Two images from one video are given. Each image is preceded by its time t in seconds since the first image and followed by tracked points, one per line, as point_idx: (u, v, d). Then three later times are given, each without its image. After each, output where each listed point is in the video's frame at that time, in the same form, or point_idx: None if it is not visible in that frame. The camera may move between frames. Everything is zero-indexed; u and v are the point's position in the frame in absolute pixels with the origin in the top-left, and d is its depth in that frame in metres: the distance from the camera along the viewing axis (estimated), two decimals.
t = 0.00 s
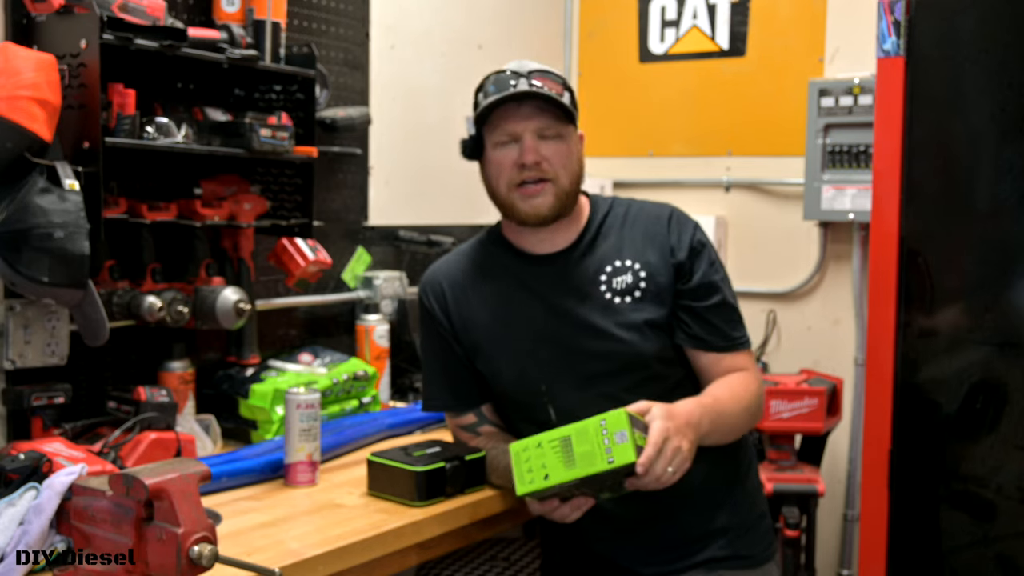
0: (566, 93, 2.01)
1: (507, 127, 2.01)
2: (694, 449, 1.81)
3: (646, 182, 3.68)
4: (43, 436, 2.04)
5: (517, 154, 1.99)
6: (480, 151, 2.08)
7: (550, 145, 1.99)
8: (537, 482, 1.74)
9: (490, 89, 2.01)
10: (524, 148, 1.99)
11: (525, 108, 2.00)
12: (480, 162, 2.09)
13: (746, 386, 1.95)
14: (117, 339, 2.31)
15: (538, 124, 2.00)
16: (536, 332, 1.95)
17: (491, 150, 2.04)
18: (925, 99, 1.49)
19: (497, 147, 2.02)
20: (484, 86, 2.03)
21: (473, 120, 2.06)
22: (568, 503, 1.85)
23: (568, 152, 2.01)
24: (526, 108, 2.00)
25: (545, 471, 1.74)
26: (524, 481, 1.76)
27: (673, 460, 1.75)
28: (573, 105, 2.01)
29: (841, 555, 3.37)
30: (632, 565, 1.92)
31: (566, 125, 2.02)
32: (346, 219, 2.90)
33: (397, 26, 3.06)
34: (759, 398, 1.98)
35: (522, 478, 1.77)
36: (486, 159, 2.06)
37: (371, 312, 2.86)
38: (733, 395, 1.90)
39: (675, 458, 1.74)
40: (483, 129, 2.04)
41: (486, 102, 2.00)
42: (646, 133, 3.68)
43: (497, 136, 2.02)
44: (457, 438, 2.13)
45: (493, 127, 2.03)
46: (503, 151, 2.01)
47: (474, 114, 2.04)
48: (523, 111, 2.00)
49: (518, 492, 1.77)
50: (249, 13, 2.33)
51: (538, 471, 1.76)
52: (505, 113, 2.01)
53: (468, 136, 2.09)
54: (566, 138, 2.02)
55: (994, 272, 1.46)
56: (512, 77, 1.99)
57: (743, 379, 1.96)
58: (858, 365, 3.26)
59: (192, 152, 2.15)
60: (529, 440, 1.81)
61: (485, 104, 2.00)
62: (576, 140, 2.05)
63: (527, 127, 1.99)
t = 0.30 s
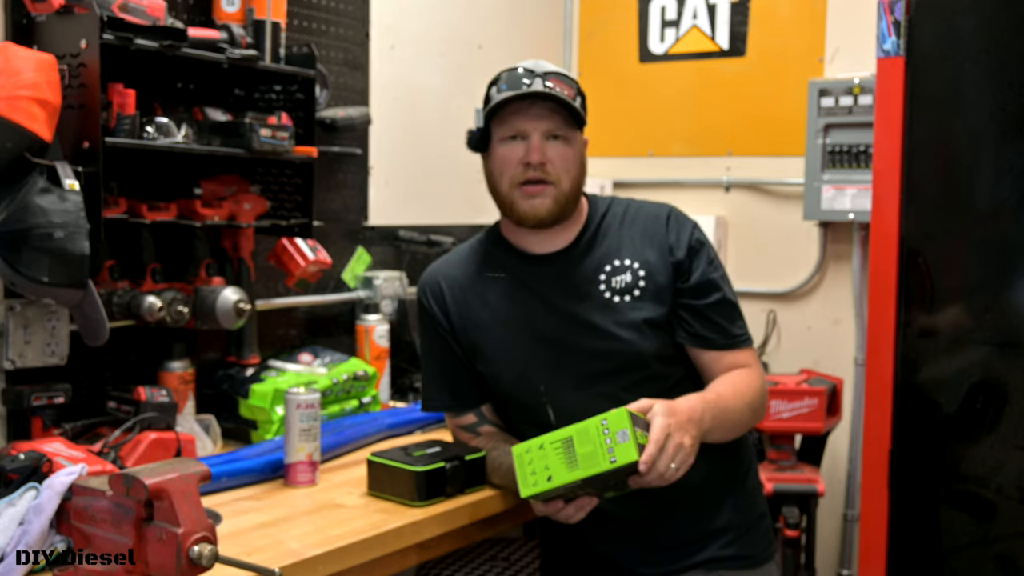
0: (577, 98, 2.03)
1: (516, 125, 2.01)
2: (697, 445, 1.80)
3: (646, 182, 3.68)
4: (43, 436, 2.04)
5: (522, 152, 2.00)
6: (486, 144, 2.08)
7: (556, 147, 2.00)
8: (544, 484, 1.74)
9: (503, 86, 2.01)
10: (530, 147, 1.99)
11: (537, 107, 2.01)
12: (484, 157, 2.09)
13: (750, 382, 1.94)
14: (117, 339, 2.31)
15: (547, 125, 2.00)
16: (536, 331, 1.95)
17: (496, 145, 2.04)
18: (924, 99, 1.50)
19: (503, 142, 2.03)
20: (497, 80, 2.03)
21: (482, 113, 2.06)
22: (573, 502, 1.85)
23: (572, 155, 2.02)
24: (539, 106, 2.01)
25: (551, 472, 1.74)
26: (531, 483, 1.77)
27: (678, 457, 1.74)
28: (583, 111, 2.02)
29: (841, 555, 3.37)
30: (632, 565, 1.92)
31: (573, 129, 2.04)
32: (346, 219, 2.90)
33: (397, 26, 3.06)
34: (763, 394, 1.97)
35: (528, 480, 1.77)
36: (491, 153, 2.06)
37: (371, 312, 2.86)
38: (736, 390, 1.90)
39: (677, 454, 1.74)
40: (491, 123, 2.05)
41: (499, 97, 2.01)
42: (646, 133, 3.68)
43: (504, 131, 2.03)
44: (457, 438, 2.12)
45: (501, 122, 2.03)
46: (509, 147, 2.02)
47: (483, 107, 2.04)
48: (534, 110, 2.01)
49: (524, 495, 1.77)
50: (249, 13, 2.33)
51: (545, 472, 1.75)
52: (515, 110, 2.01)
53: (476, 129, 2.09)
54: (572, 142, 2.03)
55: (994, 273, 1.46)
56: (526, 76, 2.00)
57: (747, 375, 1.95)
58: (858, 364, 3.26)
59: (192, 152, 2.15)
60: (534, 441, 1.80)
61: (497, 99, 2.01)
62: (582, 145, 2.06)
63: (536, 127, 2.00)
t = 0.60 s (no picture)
0: (578, 99, 2.02)
1: (517, 125, 2.01)
2: (694, 439, 1.80)
3: (647, 182, 3.68)
4: (43, 436, 2.04)
5: (522, 152, 2.00)
6: (486, 143, 2.08)
7: (556, 148, 2.00)
8: (539, 478, 1.73)
9: (503, 86, 2.00)
10: (530, 147, 2.00)
11: (537, 108, 2.01)
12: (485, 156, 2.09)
13: (750, 382, 1.94)
14: (117, 339, 2.31)
15: (547, 126, 2.00)
16: (536, 331, 1.95)
17: (496, 145, 2.04)
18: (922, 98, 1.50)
19: (503, 142, 2.03)
20: (497, 81, 2.03)
21: (482, 113, 2.06)
22: (571, 499, 1.85)
23: (572, 155, 2.02)
24: (539, 107, 2.01)
25: (546, 466, 1.73)
26: (527, 477, 1.76)
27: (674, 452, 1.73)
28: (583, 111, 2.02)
29: (841, 555, 3.37)
30: (632, 565, 1.92)
31: (574, 130, 2.04)
32: (346, 219, 2.90)
33: (397, 26, 3.06)
34: (763, 393, 1.97)
35: (524, 475, 1.77)
36: (490, 153, 2.06)
37: (371, 312, 2.86)
38: (735, 389, 1.90)
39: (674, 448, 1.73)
40: (491, 123, 2.04)
41: (499, 97, 2.00)
42: (646, 133, 3.68)
43: (504, 131, 2.03)
44: (457, 438, 2.12)
45: (501, 122, 2.03)
46: (508, 147, 2.02)
47: (484, 107, 2.04)
48: (534, 111, 2.01)
49: (520, 490, 1.77)
50: (249, 13, 2.33)
51: (540, 466, 1.75)
52: (515, 110, 2.01)
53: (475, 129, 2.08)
54: (572, 142, 2.03)
55: (994, 272, 1.46)
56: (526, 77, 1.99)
57: (748, 375, 1.95)
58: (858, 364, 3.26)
59: (192, 152, 2.15)
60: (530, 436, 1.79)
61: (497, 99, 2.00)
62: (582, 145, 2.06)
63: (536, 127, 2.00)
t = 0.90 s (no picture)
0: (581, 99, 2.03)
1: (518, 125, 2.02)
2: (702, 441, 1.80)
3: (647, 182, 3.67)
4: (43, 436, 2.04)
5: (524, 153, 2.00)
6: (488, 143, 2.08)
7: (558, 148, 2.01)
8: (543, 475, 1.74)
9: (506, 86, 2.01)
10: (532, 148, 2.00)
11: (540, 107, 2.01)
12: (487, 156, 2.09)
13: (751, 383, 1.93)
14: (117, 339, 2.31)
15: (550, 126, 2.01)
16: (537, 332, 1.95)
17: (498, 145, 2.04)
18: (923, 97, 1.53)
19: (505, 142, 2.03)
20: (499, 81, 2.03)
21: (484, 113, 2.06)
22: (575, 497, 1.85)
23: (574, 156, 2.02)
24: (542, 107, 2.01)
25: (551, 463, 1.73)
26: (531, 474, 1.76)
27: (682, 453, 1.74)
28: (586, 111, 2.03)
29: (841, 555, 3.37)
30: (632, 565, 1.92)
31: (576, 130, 2.04)
32: (346, 219, 2.90)
33: (398, 26, 3.06)
34: (763, 394, 1.97)
35: (528, 471, 1.77)
36: (492, 154, 2.06)
37: (371, 312, 2.86)
38: (737, 390, 1.90)
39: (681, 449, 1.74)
40: (493, 122, 2.04)
41: (501, 97, 2.00)
42: (646, 133, 3.67)
43: (506, 131, 2.03)
44: (457, 438, 2.12)
45: (504, 122, 2.03)
46: (511, 147, 2.02)
47: (486, 107, 2.04)
48: (537, 110, 2.01)
49: (523, 486, 1.77)
50: (249, 13, 2.33)
51: (545, 464, 1.75)
52: (518, 110, 2.02)
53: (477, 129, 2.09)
54: (574, 142, 2.03)
55: (994, 273, 1.49)
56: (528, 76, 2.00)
57: (749, 376, 1.95)
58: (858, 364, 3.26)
59: (192, 152, 2.15)
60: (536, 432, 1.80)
61: (499, 99, 2.00)
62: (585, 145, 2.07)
63: (538, 128, 2.01)
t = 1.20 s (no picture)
0: (551, 107, 1.98)
1: (490, 145, 2.00)
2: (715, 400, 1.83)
3: (646, 182, 3.67)
4: (43, 436, 2.04)
5: (499, 172, 1.99)
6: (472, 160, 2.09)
7: (534, 161, 1.98)
8: (538, 476, 1.74)
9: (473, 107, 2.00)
10: (505, 167, 1.98)
11: (507, 124, 1.98)
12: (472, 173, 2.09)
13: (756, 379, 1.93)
14: (117, 339, 2.31)
15: (521, 140, 1.98)
16: (537, 335, 1.95)
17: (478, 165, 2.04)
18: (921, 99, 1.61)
19: (483, 161, 2.02)
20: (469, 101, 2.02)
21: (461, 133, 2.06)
22: (575, 496, 1.84)
23: (553, 165, 1.99)
24: (508, 124, 1.98)
25: (545, 464, 1.74)
26: (527, 475, 1.77)
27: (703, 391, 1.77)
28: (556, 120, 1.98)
29: (841, 555, 3.37)
30: (632, 565, 1.92)
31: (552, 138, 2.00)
32: (346, 219, 2.90)
33: (397, 26, 3.06)
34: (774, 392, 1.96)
35: (524, 472, 1.78)
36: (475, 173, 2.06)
37: (371, 312, 2.85)
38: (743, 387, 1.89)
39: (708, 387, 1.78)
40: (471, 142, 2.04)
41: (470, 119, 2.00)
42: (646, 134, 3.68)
43: (482, 151, 2.02)
44: (458, 439, 2.12)
45: (479, 142, 2.03)
46: (487, 166, 2.01)
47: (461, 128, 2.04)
48: (504, 127, 1.98)
49: (520, 487, 1.77)
50: (249, 13, 2.33)
51: (540, 464, 1.75)
52: (488, 129, 2.00)
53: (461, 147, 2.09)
54: (552, 151, 1.99)
55: (996, 272, 1.61)
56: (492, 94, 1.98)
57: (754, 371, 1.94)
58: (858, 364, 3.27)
59: (192, 152, 2.15)
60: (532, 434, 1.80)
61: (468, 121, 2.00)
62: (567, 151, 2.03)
63: (509, 145, 1.98)
